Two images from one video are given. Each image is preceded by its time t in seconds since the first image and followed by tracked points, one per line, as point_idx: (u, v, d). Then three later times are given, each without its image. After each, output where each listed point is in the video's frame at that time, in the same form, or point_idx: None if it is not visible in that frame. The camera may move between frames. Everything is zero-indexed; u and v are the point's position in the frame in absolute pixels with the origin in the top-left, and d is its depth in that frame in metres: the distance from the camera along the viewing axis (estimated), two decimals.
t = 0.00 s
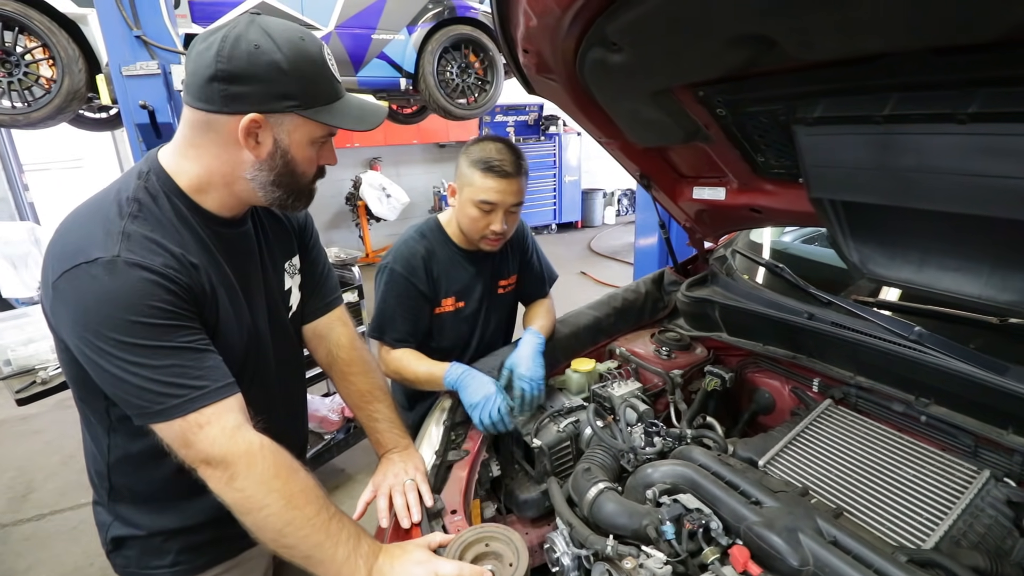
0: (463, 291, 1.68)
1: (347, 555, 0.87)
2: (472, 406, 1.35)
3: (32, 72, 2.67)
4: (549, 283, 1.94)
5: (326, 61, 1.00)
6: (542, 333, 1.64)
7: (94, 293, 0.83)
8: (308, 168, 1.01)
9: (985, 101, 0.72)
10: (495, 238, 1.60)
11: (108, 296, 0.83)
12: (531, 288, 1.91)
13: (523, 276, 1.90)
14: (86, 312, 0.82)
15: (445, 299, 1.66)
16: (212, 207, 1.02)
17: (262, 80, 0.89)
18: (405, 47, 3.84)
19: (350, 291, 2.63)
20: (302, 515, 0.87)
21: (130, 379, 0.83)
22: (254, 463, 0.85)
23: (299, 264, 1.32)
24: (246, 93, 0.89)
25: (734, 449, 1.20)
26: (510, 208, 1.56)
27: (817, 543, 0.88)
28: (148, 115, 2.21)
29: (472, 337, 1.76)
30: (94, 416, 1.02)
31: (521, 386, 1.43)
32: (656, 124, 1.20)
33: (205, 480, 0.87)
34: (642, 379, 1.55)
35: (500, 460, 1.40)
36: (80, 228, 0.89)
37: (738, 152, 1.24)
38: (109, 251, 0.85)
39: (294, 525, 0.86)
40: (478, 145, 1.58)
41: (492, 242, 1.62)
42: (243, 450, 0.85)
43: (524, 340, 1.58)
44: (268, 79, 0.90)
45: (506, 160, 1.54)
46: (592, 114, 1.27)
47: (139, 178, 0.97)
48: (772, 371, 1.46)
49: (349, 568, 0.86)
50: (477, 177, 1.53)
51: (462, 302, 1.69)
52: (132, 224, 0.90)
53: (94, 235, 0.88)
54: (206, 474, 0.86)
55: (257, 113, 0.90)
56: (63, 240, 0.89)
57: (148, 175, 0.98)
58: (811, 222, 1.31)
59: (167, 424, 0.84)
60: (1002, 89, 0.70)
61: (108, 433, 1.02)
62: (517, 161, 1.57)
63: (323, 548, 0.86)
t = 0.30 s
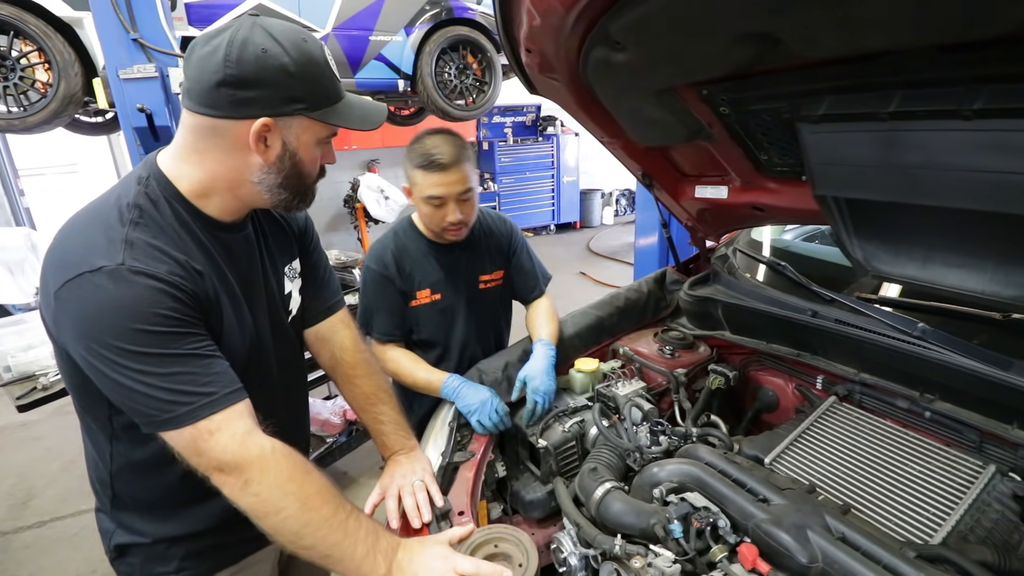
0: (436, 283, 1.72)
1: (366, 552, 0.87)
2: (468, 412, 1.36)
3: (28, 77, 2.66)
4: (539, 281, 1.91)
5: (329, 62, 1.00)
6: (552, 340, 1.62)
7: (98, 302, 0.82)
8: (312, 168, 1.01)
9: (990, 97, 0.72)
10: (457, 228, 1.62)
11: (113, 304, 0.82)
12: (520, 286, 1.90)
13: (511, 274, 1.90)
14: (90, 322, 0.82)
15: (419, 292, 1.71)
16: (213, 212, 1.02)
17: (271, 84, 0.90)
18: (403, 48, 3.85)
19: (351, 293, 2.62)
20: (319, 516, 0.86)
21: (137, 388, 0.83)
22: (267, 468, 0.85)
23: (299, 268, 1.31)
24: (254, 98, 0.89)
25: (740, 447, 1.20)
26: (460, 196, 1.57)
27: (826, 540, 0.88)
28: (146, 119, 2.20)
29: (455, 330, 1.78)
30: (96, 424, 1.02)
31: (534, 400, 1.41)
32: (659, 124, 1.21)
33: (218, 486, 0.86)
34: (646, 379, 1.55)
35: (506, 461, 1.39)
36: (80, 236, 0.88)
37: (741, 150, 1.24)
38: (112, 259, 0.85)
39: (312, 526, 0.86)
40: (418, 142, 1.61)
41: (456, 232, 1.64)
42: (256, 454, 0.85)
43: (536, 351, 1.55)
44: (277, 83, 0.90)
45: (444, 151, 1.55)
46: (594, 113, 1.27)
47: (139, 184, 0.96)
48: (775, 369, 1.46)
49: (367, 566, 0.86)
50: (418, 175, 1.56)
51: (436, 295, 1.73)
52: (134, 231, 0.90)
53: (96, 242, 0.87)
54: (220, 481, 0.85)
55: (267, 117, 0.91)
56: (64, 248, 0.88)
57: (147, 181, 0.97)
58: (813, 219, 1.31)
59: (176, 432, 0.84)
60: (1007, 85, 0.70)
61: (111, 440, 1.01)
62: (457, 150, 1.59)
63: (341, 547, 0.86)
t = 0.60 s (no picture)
0: (425, 284, 1.75)
1: (367, 556, 0.85)
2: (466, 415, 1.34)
3: (35, 79, 2.66)
4: (538, 287, 1.88)
5: (329, 66, 1.00)
6: (558, 338, 1.63)
7: (99, 302, 0.82)
8: (303, 172, 0.98)
9: (1003, 97, 0.71)
10: (434, 230, 1.64)
11: (117, 304, 0.82)
12: (516, 291, 1.89)
13: (509, 278, 1.89)
14: (92, 323, 0.81)
15: (409, 291, 1.74)
16: (210, 213, 1.01)
17: (259, 74, 0.89)
18: (406, 50, 3.84)
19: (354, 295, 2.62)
20: (322, 517, 0.85)
21: (141, 388, 0.82)
22: (273, 465, 0.85)
23: (298, 272, 1.31)
24: (241, 87, 0.89)
25: (746, 452, 1.19)
26: (429, 200, 1.57)
27: (833, 547, 0.87)
28: (151, 121, 2.20)
29: (443, 330, 1.81)
30: (96, 428, 1.01)
31: (551, 395, 1.39)
32: (664, 125, 1.19)
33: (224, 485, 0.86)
34: (649, 382, 1.53)
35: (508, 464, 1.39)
36: (79, 237, 0.88)
37: (746, 152, 1.23)
38: (114, 259, 0.85)
39: (315, 527, 0.85)
40: (391, 147, 1.59)
41: (435, 234, 1.66)
42: (263, 454, 0.85)
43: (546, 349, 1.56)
44: (266, 74, 0.89)
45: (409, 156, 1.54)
46: (598, 114, 1.26)
47: (137, 185, 0.96)
48: (780, 373, 1.45)
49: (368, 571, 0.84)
50: (388, 182, 1.59)
51: (425, 295, 1.75)
52: (133, 231, 0.89)
53: (95, 243, 0.87)
54: (225, 480, 0.85)
55: (250, 106, 0.89)
56: (63, 249, 0.87)
57: (145, 182, 0.97)
58: (819, 222, 1.30)
59: (184, 431, 0.84)
60: (1021, 86, 0.69)
61: (112, 443, 1.01)
62: (427, 154, 1.56)
63: (343, 551, 0.84)
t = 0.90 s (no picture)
0: (425, 281, 1.74)
1: (359, 554, 0.85)
2: (467, 416, 1.32)
3: (56, 73, 2.72)
4: (535, 288, 1.87)
5: (330, 62, 1.02)
6: (568, 334, 1.65)
7: (102, 291, 0.82)
8: (294, 165, 0.98)
9: (1021, 103, 0.68)
10: (450, 229, 1.65)
11: (118, 294, 0.82)
12: (514, 294, 1.87)
13: (508, 278, 1.88)
14: (93, 312, 0.82)
15: (408, 288, 1.73)
16: (209, 205, 1.02)
17: (252, 61, 0.92)
18: (419, 49, 3.85)
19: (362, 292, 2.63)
20: (314, 512, 0.85)
21: (139, 377, 0.82)
22: (268, 458, 0.84)
23: (299, 265, 1.33)
24: (235, 72, 0.91)
25: (748, 462, 1.17)
26: (449, 197, 1.58)
27: (833, 563, 0.84)
28: (166, 116, 2.23)
29: (440, 329, 1.80)
30: (98, 417, 1.02)
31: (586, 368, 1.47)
32: (672, 127, 1.18)
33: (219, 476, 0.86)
34: (653, 387, 1.52)
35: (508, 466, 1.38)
36: (81, 227, 0.88)
37: (756, 156, 1.21)
38: (115, 249, 0.85)
39: (307, 522, 0.84)
40: (402, 147, 1.60)
41: (450, 234, 1.66)
42: (258, 445, 0.85)
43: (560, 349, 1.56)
44: (258, 61, 0.92)
45: (429, 154, 1.56)
46: (606, 115, 1.25)
47: (140, 176, 0.97)
48: (788, 382, 1.42)
49: (360, 568, 0.84)
50: (405, 181, 1.58)
51: (424, 292, 1.75)
52: (135, 222, 0.90)
53: (98, 233, 0.87)
54: (221, 470, 0.84)
55: (241, 91, 0.90)
56: (66, 239, 0.88)
57: (147, 174, 0.97)
58: (831, 229, 1.27)
59: (181, 421, 0.84)
60: None
61: (112, 433, 1.01)
62: (442, 153, 1.59)
63: (334, 546, 0.84)
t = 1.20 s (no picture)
0: (432, 277, 1.75)
1: (360, 546, 0.86)
2: (473, 413, 1.33)
3: (78, 70, 2.77)
4: (543, 284, 1.87)
5: (343, 59, 1.02)
6: (577, 341, 1.61)
7: (114, 281, 0.84)
8: (309, 162, 0.98)
9: None
10: (457, 220, 1.64)
11: (129, 284, 0.84)
12: (524, 288, 1.87)
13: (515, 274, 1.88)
14: (105, 301, 0.84)
15: (414, 284, 1.74)
16: (223, 199, 1.03)
17: (268, 59, 0.92)
18: (434, 45, 3.86)
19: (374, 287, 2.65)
20: (317, 503, 0.86)
21: (147, 364, 0.84)
22: (273, 448, 0.86)
23: (312, 260, 1.34)
24: (250, 71, 0.92)
25: (755, 464, 1.15)
26: (456, 186, 1.59)
27: (838, 568, 0.83)
28: (183, 112, 2.26)
29: (450, 325, 1.81)
30: (111, 406, 1.04)
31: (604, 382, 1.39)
32: (681, 124, 1.16)
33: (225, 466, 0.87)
34: (661, 386, 1.51)
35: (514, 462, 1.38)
36: (98, 219, 0.91)
37: (767, 153, 1.19)
38: (128, 241, 0.87)
39: (309, 512, 0.85)
40: (410, 139, 1.61)
41: (457, 225, 1.66)
42: (263, 436, 0.86)
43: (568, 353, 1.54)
44: (274, 59, 0.92)
45: (435, 143, 1.57)
46: (616, 112, 1.24)
47: (155, 171, 0.99)
48: (799, 384, 1.40)
49: (358, 562, 0.84)
50: (412, 171, 1.58)
51: (431, 288, 1.76)
52: (148, 215, 0.92)
53: (113, 224, 0.89)
54: (227, 459, 0.86)
55: (256, 89, 0.91)
56: (83, 230, 0.90)
57: (163, 168, 0.99)
58: (843, 228, 1.24)
59: (187, 410, 0.85)
60: None
61: (124, 422, 1.04)
62: (449, 142, 1.60)
63: (335, 537, 0.85)
